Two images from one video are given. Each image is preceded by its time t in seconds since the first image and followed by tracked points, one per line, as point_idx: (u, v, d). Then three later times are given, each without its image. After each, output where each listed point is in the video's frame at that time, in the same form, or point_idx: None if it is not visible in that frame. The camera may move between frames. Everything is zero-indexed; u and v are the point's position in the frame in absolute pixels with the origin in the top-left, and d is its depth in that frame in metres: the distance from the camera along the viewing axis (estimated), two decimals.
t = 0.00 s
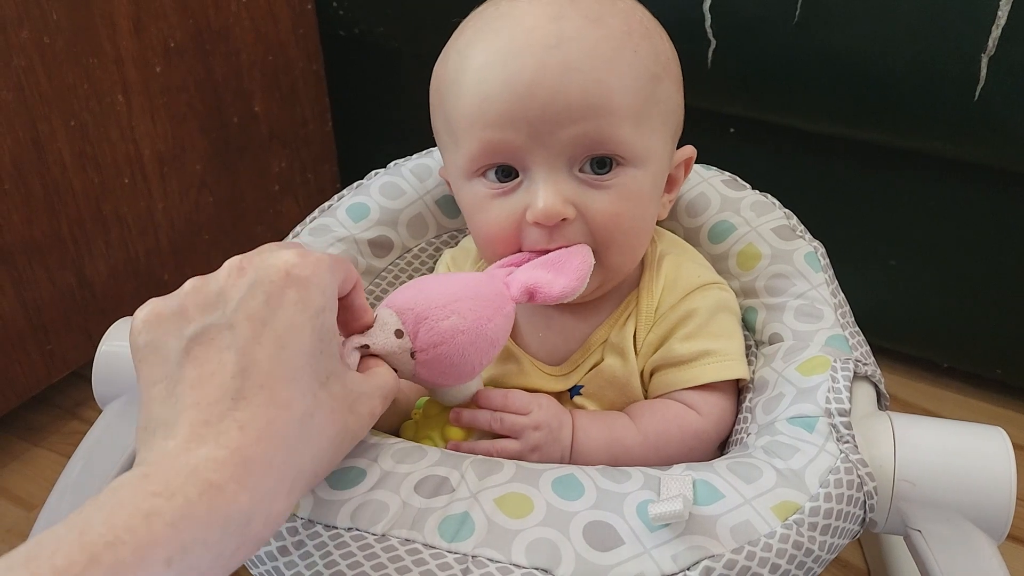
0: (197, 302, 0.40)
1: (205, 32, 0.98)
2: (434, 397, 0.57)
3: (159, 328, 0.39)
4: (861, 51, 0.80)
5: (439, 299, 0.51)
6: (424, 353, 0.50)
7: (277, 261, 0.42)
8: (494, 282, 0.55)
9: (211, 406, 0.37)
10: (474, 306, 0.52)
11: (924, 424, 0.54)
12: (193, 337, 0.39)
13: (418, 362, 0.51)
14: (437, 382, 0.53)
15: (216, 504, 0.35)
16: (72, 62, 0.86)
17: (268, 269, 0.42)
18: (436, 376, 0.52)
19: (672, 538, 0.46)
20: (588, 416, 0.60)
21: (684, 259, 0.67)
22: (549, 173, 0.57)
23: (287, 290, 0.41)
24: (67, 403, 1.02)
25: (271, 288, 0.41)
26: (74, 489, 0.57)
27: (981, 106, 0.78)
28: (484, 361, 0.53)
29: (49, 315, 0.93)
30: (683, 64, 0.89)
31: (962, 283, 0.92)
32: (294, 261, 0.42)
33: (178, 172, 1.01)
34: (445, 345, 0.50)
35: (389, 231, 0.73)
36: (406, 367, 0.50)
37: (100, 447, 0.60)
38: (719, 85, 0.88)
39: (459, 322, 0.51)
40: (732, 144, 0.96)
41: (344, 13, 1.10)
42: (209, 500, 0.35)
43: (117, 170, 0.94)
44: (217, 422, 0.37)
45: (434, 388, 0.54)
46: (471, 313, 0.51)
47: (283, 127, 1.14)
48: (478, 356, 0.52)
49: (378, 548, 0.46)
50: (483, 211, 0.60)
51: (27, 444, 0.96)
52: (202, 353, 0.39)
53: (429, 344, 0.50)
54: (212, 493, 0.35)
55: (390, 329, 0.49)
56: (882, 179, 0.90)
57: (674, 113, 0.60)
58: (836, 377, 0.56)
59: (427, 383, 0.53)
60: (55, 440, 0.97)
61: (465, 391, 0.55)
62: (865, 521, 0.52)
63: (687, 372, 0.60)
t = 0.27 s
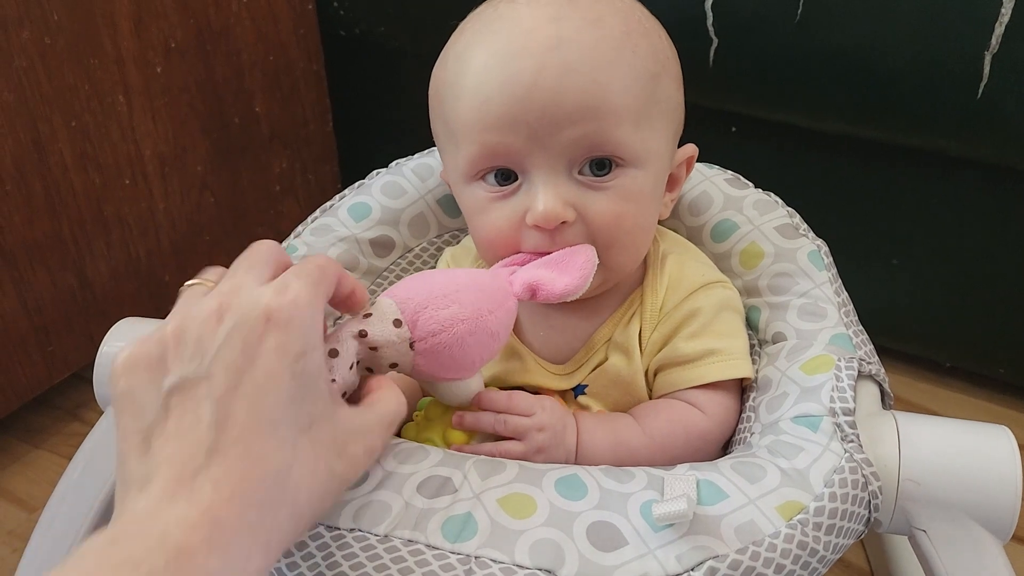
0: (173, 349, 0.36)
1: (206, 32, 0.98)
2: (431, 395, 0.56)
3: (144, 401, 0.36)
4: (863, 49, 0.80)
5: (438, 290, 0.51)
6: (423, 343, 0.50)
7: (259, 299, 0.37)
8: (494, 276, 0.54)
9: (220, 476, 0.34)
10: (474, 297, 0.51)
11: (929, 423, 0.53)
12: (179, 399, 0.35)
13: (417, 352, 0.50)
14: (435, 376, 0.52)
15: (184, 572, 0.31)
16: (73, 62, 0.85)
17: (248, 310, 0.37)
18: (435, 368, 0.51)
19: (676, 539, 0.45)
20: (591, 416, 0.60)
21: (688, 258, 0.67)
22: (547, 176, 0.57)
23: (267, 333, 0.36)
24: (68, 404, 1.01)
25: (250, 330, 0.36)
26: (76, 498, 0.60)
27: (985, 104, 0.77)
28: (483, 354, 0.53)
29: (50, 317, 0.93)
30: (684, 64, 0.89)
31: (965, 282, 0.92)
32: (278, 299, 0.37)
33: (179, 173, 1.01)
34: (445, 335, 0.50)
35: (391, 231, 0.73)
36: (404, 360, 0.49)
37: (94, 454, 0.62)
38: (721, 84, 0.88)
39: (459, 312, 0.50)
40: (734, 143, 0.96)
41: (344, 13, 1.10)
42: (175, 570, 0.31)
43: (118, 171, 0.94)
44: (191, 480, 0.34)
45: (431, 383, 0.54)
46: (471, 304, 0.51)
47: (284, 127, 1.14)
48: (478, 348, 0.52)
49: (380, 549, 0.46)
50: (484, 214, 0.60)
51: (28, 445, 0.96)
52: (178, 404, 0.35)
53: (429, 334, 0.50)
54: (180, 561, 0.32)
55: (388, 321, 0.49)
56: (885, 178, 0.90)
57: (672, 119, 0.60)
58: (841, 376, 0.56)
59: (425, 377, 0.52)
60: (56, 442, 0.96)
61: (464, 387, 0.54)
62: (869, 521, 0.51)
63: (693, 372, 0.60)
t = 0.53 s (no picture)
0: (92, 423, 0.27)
1: (201, 36, 0.98)
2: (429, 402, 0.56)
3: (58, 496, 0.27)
4: (859, 52, 0.79)
5: (434, 294, 0.51)
6: (420, 348, 0.49)
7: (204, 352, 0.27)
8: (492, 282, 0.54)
9: None
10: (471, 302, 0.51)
11: (926, 427, 0.53)
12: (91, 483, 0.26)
13: (414, 357, 0.50)
14: (436, 383, 0.52)
15: None
16: (68, 66, 0.85)
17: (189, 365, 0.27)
18: (435, 375, 0.51)
19: (670, 545, 0.45)
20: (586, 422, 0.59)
21: (683, 263, 0.66)
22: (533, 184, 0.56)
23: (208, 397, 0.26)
24: (65, 409, 1.01)
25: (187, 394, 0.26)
26: (72, 502, 0.58)
27: (982, 106, 0.77)
28: (483, 359, 0.52)
29: (46, 322, 0.92)
30: (680, 67, 0.89)
31: (963, 285, 0.92)
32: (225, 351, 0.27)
33: (175, 176, 1.01)
34: (442, 338, 0.49)
35: (386, 235, 0.73)
36: (401, 368, 0.50)
37: (95, 456, 0.60)
38: (717, 87, 0.88)
39: (455, 316, 0.50)
40: (730, 146, 0.96)
41: (340, 16, 1.10)
42: None
43: (113, 175, 0.93)
44: None
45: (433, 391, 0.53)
46: (468, 308, 0.51)
47: (281, 131, 1.13)
48: (477, 352, 0.51)
49: (372, 556, 0.45)
50: (473, 222, 0.60)
51: (24, 451, 0.96)
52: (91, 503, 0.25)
53: (426, 338, 0.49)
54: None
55: (383, 325, 0.50)
56: (882, 181, 0.89)
57: (661, 133, 0.59)
58: (836, 380, 0.55)
59: (426, 385, 0.52)
60: (52, 447, 0.96)
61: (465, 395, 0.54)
62: (866, 526, 0.51)
63: (689, 379, 0.60)
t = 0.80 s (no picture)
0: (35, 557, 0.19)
1: (213, 43, 0.99)
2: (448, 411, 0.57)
3: None
4: (866, 60, 0.80)
5: (448, 303, 0.51)
6: (440, 356, 0.51)
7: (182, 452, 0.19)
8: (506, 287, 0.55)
9: None
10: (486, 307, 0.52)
11: (938, 433, 0.54)
12: None
13: (435, 366, 0.51)
14: (459, 390, 0.53)
15: None
16: (82, 74, 0.86)
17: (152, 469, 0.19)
18: (457, 381, 0.52)
19: (687, 550, 0.46)
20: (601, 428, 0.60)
21: (694, 270, 0.67)
22: (531, 202, 0.56)
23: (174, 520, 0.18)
24: (77, 415, 1.02)
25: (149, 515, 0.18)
26: (91, 504, 0.60)
27: (989, 113, 0.78)
28: (502, 363, 0.53)
29: (60, 327, 0.93)
30: (689, 75, 0.89)
31: (970, 292, 0.92)
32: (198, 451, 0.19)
33: (187, 183, 1.01)
34: (460, 344, 0.50)
35: (399, 243, 0.74)
36: (422, 380, 0.51)
37: (114, 461, 0.62)
38: (726, 95, 0.89)
39: (472, 321, 0.51)
40: (738, 154, 0.97)
41: (350, 24, 1.11)
42: None
43: (126, 182, 0.94)
44: None
45: (457, 398, 0.54)
46: (484, 313, 0.52)
47: (291, 138, 1.14)
48: (497, 356, 0.52)
49: (393, 561, 0.46)
50: (478, 237, 0.60)
51: (37, 455, 0.96)
52: None
53: (445, 346, 0.50)
54: None
55: (402, 339, 0.50)
56: (890, 188, 0.90)
57: (669, 131, 0.60)
58: (848, 387, 0.56)
59: (450, 392, 0.53)
60: (65, 452, 0.97)
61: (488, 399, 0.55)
62: (880, 531, 0.52)
63: (702, 385, 0.60)
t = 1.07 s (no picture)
0: None
1: (226, 55, 1.00)
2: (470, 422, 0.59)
3: None
4: (872, 75, 0.81)
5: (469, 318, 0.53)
6: (463, 370, 0.52)
7: None
8: (524, 302, 0.56)
9: None
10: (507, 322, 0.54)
11: (942, 442, 0.55)
12: None
13: (458, 379, 0.52)
14: (481, 402, 0.54)
15: None
16: (99, 85, 0.88)
17: None
18: (480, 393, 0.53)
19: (698, 555, 0.47)
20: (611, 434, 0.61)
21: (705, 280, 0.68)
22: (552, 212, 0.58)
23: None
24: (91, 420, 1.03)
25: None
26: (113, 506, 0.62)
27: (991, 128, 0.79)
28: (524, 373, 0.54)
29: (75, 333, 0.94)
30: (696, 87, 0.91)
31: (972, 302, 0.94)
32: None
33: (199, 192, 1.03)
34: (483, 358, 0.52)
35: (413, 253, 0.75)
36: (447, 394, 0.53)
37: (135, 464, 0.63)
38: (733, 108, 0.90)
39: (493, 335, 0.52)
40: (744, 165, 0.98)
41: (360, 34, 1.11)
42: None
43: (141, 191, 0.96)
44: None
45: (478, 410, 0.55)
46: (505, 327, 0.53)
47: (302, 147, 1.16)
48: (517, 368, 0.53)
49: (413, 565, 0.47)
50: (498, 247, 0.62)
51: (52, 460, 0.98)
52: None
53: (468, 360, 0.52)
54: None
55: (425, 353, 0.52)
56: (894, 199, 0.92)
57: (685, 143, 0.62)
58: (855, 397, 0.57)
59: (472, 404, 0.54)
60: (79, 457, 0.98)
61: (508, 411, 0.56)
62: (886, 538, 0.53)
63: (714, 392, 0.62)
